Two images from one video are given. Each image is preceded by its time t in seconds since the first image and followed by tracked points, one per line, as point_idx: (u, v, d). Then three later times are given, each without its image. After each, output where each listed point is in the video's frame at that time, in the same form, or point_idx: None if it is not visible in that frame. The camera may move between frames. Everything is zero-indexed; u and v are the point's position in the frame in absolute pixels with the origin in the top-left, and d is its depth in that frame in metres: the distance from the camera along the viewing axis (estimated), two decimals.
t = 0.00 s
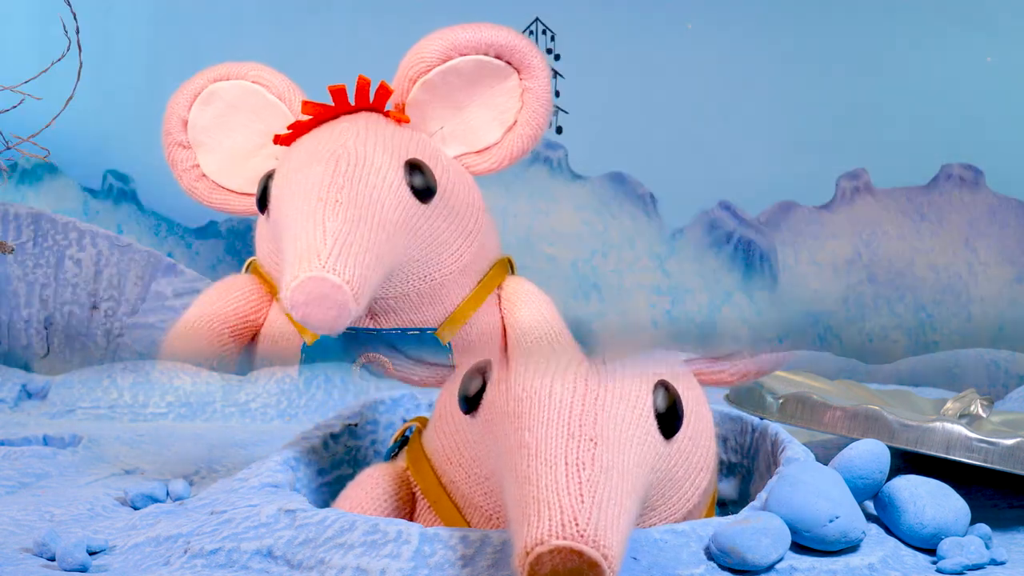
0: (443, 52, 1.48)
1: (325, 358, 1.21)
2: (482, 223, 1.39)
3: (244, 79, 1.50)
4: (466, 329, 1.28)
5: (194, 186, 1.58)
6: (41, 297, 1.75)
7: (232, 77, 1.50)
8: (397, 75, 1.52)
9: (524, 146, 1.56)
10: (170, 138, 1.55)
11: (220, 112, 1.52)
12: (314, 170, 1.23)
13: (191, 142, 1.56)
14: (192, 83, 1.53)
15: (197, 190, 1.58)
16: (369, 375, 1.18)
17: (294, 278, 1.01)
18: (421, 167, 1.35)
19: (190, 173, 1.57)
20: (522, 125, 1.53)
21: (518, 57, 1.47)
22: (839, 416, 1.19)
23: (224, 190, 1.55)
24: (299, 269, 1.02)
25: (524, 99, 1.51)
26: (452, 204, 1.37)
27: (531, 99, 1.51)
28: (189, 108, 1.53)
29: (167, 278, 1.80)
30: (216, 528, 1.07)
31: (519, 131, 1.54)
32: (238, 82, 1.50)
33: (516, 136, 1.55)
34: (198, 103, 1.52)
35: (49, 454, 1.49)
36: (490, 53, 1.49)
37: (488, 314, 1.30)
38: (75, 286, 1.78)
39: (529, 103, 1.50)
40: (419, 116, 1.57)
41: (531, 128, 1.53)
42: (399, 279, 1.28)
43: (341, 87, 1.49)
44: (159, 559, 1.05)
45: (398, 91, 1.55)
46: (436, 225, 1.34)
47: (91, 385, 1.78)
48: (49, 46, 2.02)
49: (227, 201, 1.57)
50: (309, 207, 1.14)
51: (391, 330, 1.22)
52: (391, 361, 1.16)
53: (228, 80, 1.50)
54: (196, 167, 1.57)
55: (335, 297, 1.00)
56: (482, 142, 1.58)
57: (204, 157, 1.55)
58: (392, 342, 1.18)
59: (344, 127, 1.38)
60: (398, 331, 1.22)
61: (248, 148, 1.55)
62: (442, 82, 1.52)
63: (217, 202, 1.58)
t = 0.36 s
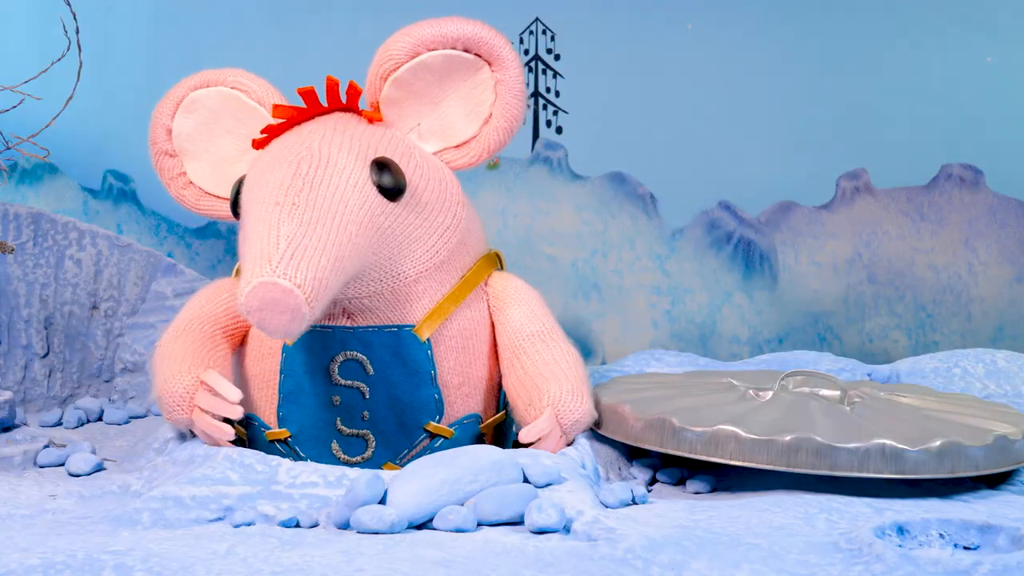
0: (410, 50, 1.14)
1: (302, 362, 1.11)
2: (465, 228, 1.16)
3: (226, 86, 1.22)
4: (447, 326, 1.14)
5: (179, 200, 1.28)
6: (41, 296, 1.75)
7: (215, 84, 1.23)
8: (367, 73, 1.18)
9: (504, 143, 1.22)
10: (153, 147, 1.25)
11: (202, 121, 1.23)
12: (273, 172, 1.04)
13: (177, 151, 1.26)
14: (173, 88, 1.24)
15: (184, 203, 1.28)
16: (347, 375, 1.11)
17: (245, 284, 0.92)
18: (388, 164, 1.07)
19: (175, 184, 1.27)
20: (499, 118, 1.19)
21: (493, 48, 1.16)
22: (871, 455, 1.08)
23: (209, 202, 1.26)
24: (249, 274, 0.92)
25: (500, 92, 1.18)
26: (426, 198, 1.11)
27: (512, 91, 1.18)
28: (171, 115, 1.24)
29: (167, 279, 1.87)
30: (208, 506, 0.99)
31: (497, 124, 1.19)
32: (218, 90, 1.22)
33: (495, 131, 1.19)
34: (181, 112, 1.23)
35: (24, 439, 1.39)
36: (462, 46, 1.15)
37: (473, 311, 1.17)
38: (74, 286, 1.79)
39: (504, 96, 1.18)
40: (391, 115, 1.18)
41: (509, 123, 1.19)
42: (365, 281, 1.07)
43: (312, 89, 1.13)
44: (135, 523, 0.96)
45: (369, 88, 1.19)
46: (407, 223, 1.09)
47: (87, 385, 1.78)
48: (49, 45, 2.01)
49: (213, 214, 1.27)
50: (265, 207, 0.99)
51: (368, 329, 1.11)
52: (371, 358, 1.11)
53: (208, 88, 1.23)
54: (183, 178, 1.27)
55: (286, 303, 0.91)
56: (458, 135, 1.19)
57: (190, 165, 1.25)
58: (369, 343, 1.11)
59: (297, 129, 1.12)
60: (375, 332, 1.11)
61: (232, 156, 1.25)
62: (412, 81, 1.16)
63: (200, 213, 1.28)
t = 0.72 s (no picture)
0: (394, 48, 1.13)
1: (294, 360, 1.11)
2: (455, 223, 1.15)
3: (218, 90, 1.22)
4: (438, 323, 1.13)
5: (178, 203, 1.28)
6: (41, 296, 1.75)
7: (208, 88, 1.22)
8: (354, 72, 1.17)
9: (494, 139, 1.20)
10: (150, 152, 1.26)
11: (196, 126, 1.23)
12: (256, 174, 1.03)
13: (174, 155, 1.26)
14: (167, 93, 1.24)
15: (182, 207, 1.28)
16: (338, 373, 1.10)
17: (223, 295, 0.91)
18: (373, 163, 1.06)
19: (173, 188, 1.27)
20: (486, 114, 1.17)
21: (477, 44, 1.15)
22: (872, 455, 1.08)
23: (206, 206, 1.26)
24: (228, 284, 0.92)
25: (486, 88, 1.17)
26: (412, 196, 1.11)
27: (499, 86, 1.17)
28: (166, 120, 1.24)
29: (167, 279, 1.87)
30: (209, 506, 0.99)
31: (484, 120, 1.18)
32: (211, 93, 1.21)
33: (484, 127, 1.18)
34: (176, 116, 1.23)
35: (24, 439, 1.39)
36: (445, 43, 1.14)
37: (466, 307, 1.16)
38: (74, 286, 1.79)
39: (490, 92, 1.17)
40: (379, 113, 1.17)
41: (497, 118, 1.18)
42: (351, 281, 1.07)
43: (298, 90, 1.13)
44: (135, 523, 0.97)
45: (357, 87, 1.18)
46: (393, 220, 1.08)
47: (87, 385, 1.78)
48: (49, 45, 2.01)
49: (210, 217, 1.27)
50: (245, 212, 0.99)
51: (357, 327, 1.10)
52: (361, 356, 1.10)
53: (200, 92, 1.22)
54: (181, 182, 1.27)
55: (265, 313, 0.91)
56: (447, 132, 1.18)
57: (187, 169, 1.25)
58: (359, 341, 1.10)
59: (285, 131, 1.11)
60: (364, 330, 1.10)
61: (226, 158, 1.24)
62: (398, 79, 1.15)
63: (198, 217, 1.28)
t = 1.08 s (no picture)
0: (379, 48, 1.13)
1: (285, 361, 1.12)
2: (445, 222, 1.15)
3: (210, 93, 1.21)
4: (430, 322, 1.12)
5: (174, 208, 1.28)
6: (41, 296, 1.75)
7: (200, 91, 1.22)
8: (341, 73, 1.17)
9: (484, 137, 1.20)
10: (145, 157, 1.26)
11: (189, 130, 1.23)
12: (239, 179, 1.04)
13: (168, 160, 1.26)
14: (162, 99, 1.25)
15: (178, 212, 1.28)
16: (328, 373, 1.10)
17: (204, 307, 0.92)
18: (360, 163, 1.06)
19: (169, 193, 1.27)
20: (474, 111, 1.16)
21: (462, 41, 1.14)
22: (871, 455, 1.08)
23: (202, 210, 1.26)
24: (208, 296, 0.93)
25: (474, 85, 1.16)
26: (399, 196, 1.10)
27: (486, 83, 1.16)
28: (160, 124, 1.24)
29: (167, 279, 1.87)
30: (208, 506, 1.00)
31: (473, 117, 1.17)
32: (203, 97, 1.21)
33: (473, 125, 1.17)
34: (170, 121, 1.23)
35: (24, 439, 1.38)
36: (430, 41, 1.13)
37: (459, 305, 1.16)
38: (74, 287, 1.79)
39: (477, 90, 1.16)
40: (368, 114, 1.17)
41: (486, 116, 1.17)
42: (339, 282, 1.07)
43: (285, 92, 1.13)
44: (135, 524, 0.96)
45: (345, 88, 1.18)
46: (380, 220, 1.08)
47: (87, 385, 1.78)
48: (49, 45, 2.01)
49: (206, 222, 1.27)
50: (226, 220, 0.99)
51: (347, 327, 1.10)
52: (352, 356, 1.10)
53: (192, 96, 1.22)
54: (176, 187, 1.27)
55: (246, 325, 0.92)
56: (437, 131, 1.18)
57: (182, 173, 1.25)
58: (349, 341, 1.10)
59: (274, 132, 1.11)
60: (354, 330, 1.10)
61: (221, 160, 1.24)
62: (385, 79, 1.15)
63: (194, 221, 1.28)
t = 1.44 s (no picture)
0: (372, 48, 1.13)
1: (282, 361, 1.12)
2: (441, 222, 1.15)
3: (206, 95, 1.21)
4: (426, 322, 1.12)
5: (172, 210, 1.28)
6: (41, 296, 1.75)
7: (196, 93, 1.22)
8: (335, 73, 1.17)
9: (480, 135, 1.20)
10: (143, 159, 1.26)
11: (186, 132, 1.23)
12: (233, 180, 1.04)
13: (166, 162, 1.26)
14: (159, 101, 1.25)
15: (177, 213, 1.28)
16: (324, 373, 1.10)
17: (197, 310, 0.93)
18: (354, 163, 1.06)
19: (167, 195, 1.28)
20: (468, 110, 1.17)
21: (455, 40, 1.14)
22: (871, 455, 1.08)
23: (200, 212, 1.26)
24: (201, 299, 0.93)
25: (468, 84, 1.16)
26: (393, 196, 1.10)
27: (480, 81, 1.16)
28: (157, 127, 1.24)
29: (167, 279, 1.87)
30: (208, 506, 1.00)
31: (467, 117, 1.17)
32: (199, 99, 1.21)
33: (468, 123, 1.17)
34: (166, 123, 1.23)
35: (24, 439, 1.38)
36: (423, 40, 1.13)
37: (455, 305, 1.16)
38: (74, 286, 1.79)
39: (472, 88, 1.16)
40: (363, 113, 1.17)
41: (480, 114, 1.17)
42: (334, 283, 1.07)
43: (280, 93, 1.13)
44: (135, 524, 0.96)
45: (339, 88, 1.18)
46: (375, 220, 1.08)
47: (87, 385, 1.78)
48: (49, 45, 2.01)
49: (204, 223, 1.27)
50: (219, 222, 0.99)
51: (342, 327, 1.10)
52: (348, 356, 1.10)
53: (188, 98, 1.22)
54: (175, 189, 1.27)
55: (239, 328, 0.92)
56: (432, 130, 1.18)
57: (180, 175, 1.26)
58: (345, 341, 1.10)
59: (270, 133, 1.11)
60: (349, 330, 1.10)
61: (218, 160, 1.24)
62: (378, 79, 1.15)
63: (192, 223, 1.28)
